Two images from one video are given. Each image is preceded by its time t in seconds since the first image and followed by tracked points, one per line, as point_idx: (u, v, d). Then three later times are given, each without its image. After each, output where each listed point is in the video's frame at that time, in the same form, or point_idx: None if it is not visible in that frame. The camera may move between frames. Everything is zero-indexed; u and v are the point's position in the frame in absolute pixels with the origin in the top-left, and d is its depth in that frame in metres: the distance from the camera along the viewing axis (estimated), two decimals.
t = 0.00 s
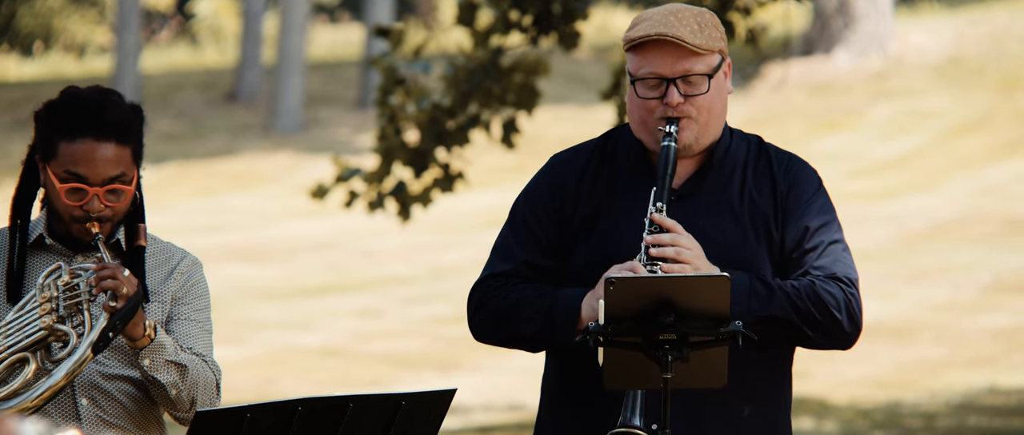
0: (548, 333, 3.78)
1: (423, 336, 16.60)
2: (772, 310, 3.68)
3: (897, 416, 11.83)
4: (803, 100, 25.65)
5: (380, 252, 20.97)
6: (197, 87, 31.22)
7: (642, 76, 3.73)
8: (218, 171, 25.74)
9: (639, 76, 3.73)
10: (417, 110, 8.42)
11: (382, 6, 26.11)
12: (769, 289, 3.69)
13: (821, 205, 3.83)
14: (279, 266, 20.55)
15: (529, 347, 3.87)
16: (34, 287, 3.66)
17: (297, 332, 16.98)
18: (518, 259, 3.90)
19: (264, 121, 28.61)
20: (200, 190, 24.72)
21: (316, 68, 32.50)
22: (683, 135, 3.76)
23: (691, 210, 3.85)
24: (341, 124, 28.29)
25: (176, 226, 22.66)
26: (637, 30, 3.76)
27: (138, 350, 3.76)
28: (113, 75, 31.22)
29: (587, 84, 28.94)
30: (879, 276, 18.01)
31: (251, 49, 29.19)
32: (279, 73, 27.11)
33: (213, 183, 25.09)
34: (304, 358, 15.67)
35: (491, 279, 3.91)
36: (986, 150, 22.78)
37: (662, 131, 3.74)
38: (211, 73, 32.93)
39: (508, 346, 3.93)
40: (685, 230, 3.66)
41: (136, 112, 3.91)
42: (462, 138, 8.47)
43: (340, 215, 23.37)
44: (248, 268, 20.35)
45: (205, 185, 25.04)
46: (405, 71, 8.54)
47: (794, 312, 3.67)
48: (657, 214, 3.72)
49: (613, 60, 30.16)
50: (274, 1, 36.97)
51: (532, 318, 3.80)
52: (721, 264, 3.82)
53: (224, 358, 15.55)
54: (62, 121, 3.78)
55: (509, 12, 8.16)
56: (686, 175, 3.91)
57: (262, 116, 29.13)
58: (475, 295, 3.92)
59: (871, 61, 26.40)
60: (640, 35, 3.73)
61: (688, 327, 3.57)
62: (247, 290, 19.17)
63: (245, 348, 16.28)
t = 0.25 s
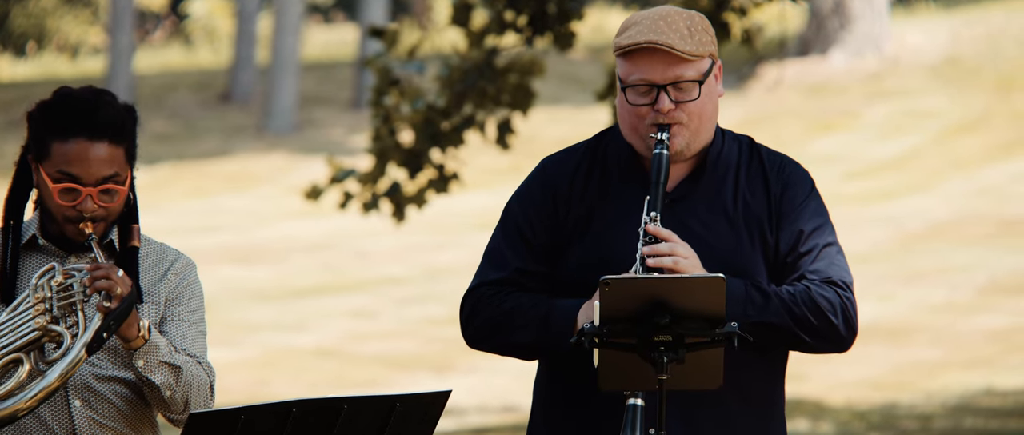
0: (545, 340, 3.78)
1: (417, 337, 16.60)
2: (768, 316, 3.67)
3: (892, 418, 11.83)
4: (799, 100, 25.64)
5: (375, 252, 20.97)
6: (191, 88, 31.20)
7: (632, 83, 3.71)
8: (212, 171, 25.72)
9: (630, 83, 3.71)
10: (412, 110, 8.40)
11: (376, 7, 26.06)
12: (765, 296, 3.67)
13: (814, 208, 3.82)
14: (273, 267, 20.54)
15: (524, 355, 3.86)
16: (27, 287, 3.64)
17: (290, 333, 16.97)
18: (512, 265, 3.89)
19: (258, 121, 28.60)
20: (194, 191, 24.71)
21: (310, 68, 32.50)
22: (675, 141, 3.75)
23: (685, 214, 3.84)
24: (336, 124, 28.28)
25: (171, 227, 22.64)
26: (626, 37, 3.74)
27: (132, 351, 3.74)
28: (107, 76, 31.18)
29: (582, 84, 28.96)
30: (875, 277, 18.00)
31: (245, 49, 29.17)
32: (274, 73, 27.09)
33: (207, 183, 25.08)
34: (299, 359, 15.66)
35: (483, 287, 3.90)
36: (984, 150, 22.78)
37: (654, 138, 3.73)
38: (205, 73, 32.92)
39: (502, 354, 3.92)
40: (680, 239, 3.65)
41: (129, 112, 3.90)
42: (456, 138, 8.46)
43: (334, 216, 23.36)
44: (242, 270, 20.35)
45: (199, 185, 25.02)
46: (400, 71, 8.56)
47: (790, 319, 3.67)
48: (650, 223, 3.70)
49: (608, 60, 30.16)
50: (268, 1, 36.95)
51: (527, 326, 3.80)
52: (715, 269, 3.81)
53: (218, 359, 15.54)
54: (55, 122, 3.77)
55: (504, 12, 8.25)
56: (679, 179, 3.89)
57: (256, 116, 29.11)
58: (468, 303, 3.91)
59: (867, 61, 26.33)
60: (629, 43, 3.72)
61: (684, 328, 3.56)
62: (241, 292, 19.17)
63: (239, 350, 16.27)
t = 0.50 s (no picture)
0: (535, 350, 3.77)
1: (408, 337, 16.58)
2: (758, 326, 3.67)
3: (886, 418, 11.82)
4: (793, 100, 25.61)
5: (366, 253, 20.94)
6: (181, 87, 31.12)
7: (623, 92, 3.69)
8: (203, 170, 25.66)
9: (620, 91, 3.69)
10: (404, 110, 8.40)
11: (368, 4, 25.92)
12: (755, 305, 3.66)
13: (806, 212, 3.82)
14: (265, 267, 20.49)
15: (513, 361, 3.86)
16: (20, 296, 3.61)
17: (280, 333, 16.93)
18: (501, 272, 3.89)
19: (249, 121, 28.54)
20: (185, 190, 24.66)
21: (302, 67, 32.46)
22: (666, 150, 3.73)
23: (676, 217, 3.82)
24: (327, 124, 28.22)
25: (161, 227, 22.58)
26: (617, 46, 3.72)
27: (127, 362, 3.75)
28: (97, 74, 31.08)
29: (574, 84, 28.91)
30: (868, 278, 17.97)
31: (236, 48, 29.10)
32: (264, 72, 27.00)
33: (198, 182, 25.02)
34: (291, 359, 15.61)
35: (472, 295, 3.91)
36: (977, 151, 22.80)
37: (645, 148, 3.72)
38: (196, 72, 32.83)
39: (492, 361, 3.92)
40: (671, 250, 3.64)
41: (121, 114, 3.88)
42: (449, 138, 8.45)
43: (325, 216, 23.30)
44: (233, 270, 20.32)
45: (190, 185, 24.93)
46: (391, 70, 8.58)
47: (780, 326, 3.66)
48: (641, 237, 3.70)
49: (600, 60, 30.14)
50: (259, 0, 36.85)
51: (518, 335, 3.80)
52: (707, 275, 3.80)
53: (208, 360, 15.51)
54: (47, 124, 3.75)
55: (497, 11, 8.24)
56: (670, 184, 3.87)
57: (247, 116, 29.03)
58: (457, 309, 3.92)
59: (861, 61, 26.05)
60: (621, 53, 3.69)
61: (676, 329, 3.55)
62: (231, 291, 19.14)
63: (230, 350, 16.23)
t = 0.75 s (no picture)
0: (525, 351, 3.75)
1: (400, 338, 16.56)
2: (750, 327, 3.65)
3: (880, 419, 11.80)
4: (788, 100, 25.60)
5: (358, 253, 20.91)
6: (172, 87, 31.06)
7: (615, 94, 3.67)
8: (195, 170, 25.63)
9: (613, 93, 3.67)
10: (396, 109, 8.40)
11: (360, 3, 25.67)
12: (747, 306, 3.65)
13: (796, 214, 3.81)
14: (256, 267, 20.47)
15: (504, 363, 3.85)
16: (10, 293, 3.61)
17: (272, 334, 16.90)
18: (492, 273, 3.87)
19: (241, 121, 28.46)
20: (177, 190, 24.61)
21: (294, 67, 32.40)
22: (658, 153, 3.72)
23: (668, 219, 3.81)
24: (319, 123, 28.17)
25: (153, 227, 22.55)
26: (610, 48, 3.70)
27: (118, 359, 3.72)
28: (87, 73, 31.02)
29: (568, 84, 28.90)
30: (862, 278, 17.93)
31: (227, 47, 29.00)
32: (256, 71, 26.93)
33: (190, 182, 24.99)
34: (283, 360, 15.60)
35: (464, 294, 3.90)
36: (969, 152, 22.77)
37: (637, 151, 3.70)
38: (187, 72, 32.77)
39: (482, 361, 3.90)
40: (663, 251, 3.62)
41: (113, 114, 3.86)
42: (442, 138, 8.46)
43: (317, 216, 23.27)
44: (225, 271, 20.29)
45: (182, 185, 24.89)
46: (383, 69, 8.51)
47: (772, 328, 3.65)
48: (633, 241, 3.68)
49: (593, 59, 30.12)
50: None
51: (508, 336, 3.78)
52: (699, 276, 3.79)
53: (200, 361, 15.49)
54: (38, 124, 3.73)
55: (489, 10, 8.28)
56: (662, 185, 3.86)
57: (238, 116, 28.95)
58: (447, 309, 3.91)
59: (855, 60, 26.08)
60: (615, 55, 3.67)
61: (671, 329, 3.53)
62: (224, 292, 19.13)
63: (221, 352, 16.22)
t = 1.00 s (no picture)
0: (511, 346, 3.74)
1: (391, 341, 16.53)
2: (741, 322, 3.64)
3: (875, 421, 11.79)
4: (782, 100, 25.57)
5: (350, 254, 20.84)
6: (163, 86, 30.99)
7: (611, 88, 3.67)
8: (186, 172, 25.58)
9: (609, 87, 3.67)
10: (388, 109, 8.47)
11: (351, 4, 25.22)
12: (739, 301, 3.65)
13: (792, 212, 3.79)
14: (248, 269, 20.43)
15: (493, 358, 3.84)
16: None
17: (264, 336, 16.85)
18: (483, 268, 3.86)
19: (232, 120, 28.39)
20: (168, 191, 24.57)
21: (285, 67, 32.34)
22: (651, 150, 3.71)
23: (662, 217, 3.80)
24: (310, 123, 28.11)
25: (145, 227, 22.50)
26: (608, 41, 3.70)
27: (108, 356, 3.70)
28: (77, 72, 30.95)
29: (561, 83, 28.83)
30: (857, 278, 17.86)
31: (218, 48, 28.90)
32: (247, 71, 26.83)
33: (182, 184, 24.95)
34: (275, 362, 15.56)
35: (455, 289, 3.88)
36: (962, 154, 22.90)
37: (631, 145, 3.68)
38: (178, 70, 32.70)
39: (472, 357, 3.89)
40: (652, 246, 3.61)
41: (105, 112, 3.85)
42: (434, 139, 8.57)
43: (308, 217, 23.23)
44: (217, 274, 20.26)
45: (173, 186, 24.86)
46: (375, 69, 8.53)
47: (763, 324, 3.63)
48: (623, 235, 3.66)
49: (586, 59, 30.08)
50: None
51: (495, 331, 3.77)
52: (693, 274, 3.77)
53: (191, 364, 15.45)
54: (29, 122, 3.71)
55: (482, 10, 8.37)
56: (655, 183, 3.85)
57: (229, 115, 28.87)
58: (438, 305, 3.89)
59: (849, 61, 25.73)
60: (612, 48, 3.67)
61: (663, 331, 3.51)
62: (219, 296, 19.21)
63: (213, 355, 16.23)
